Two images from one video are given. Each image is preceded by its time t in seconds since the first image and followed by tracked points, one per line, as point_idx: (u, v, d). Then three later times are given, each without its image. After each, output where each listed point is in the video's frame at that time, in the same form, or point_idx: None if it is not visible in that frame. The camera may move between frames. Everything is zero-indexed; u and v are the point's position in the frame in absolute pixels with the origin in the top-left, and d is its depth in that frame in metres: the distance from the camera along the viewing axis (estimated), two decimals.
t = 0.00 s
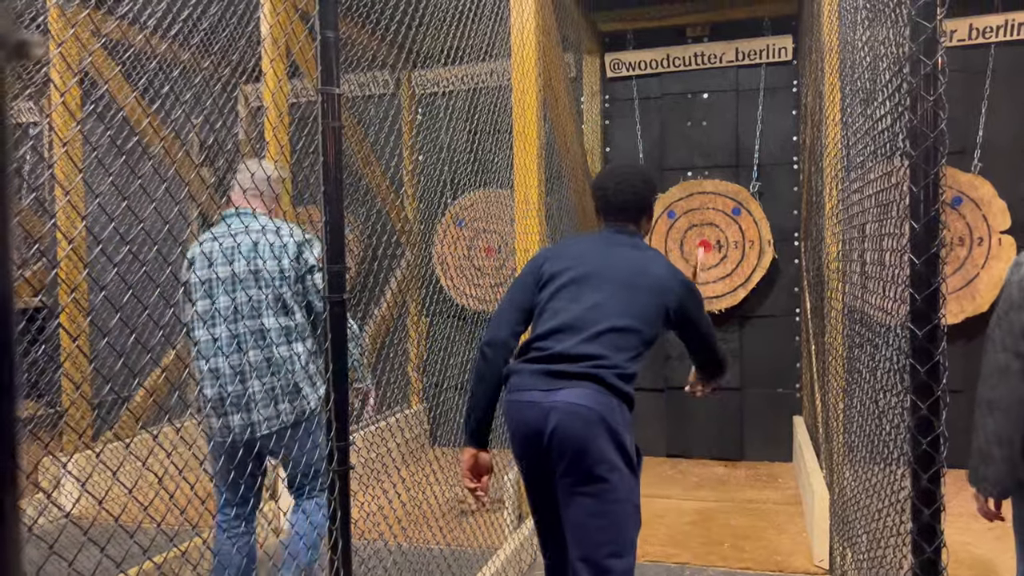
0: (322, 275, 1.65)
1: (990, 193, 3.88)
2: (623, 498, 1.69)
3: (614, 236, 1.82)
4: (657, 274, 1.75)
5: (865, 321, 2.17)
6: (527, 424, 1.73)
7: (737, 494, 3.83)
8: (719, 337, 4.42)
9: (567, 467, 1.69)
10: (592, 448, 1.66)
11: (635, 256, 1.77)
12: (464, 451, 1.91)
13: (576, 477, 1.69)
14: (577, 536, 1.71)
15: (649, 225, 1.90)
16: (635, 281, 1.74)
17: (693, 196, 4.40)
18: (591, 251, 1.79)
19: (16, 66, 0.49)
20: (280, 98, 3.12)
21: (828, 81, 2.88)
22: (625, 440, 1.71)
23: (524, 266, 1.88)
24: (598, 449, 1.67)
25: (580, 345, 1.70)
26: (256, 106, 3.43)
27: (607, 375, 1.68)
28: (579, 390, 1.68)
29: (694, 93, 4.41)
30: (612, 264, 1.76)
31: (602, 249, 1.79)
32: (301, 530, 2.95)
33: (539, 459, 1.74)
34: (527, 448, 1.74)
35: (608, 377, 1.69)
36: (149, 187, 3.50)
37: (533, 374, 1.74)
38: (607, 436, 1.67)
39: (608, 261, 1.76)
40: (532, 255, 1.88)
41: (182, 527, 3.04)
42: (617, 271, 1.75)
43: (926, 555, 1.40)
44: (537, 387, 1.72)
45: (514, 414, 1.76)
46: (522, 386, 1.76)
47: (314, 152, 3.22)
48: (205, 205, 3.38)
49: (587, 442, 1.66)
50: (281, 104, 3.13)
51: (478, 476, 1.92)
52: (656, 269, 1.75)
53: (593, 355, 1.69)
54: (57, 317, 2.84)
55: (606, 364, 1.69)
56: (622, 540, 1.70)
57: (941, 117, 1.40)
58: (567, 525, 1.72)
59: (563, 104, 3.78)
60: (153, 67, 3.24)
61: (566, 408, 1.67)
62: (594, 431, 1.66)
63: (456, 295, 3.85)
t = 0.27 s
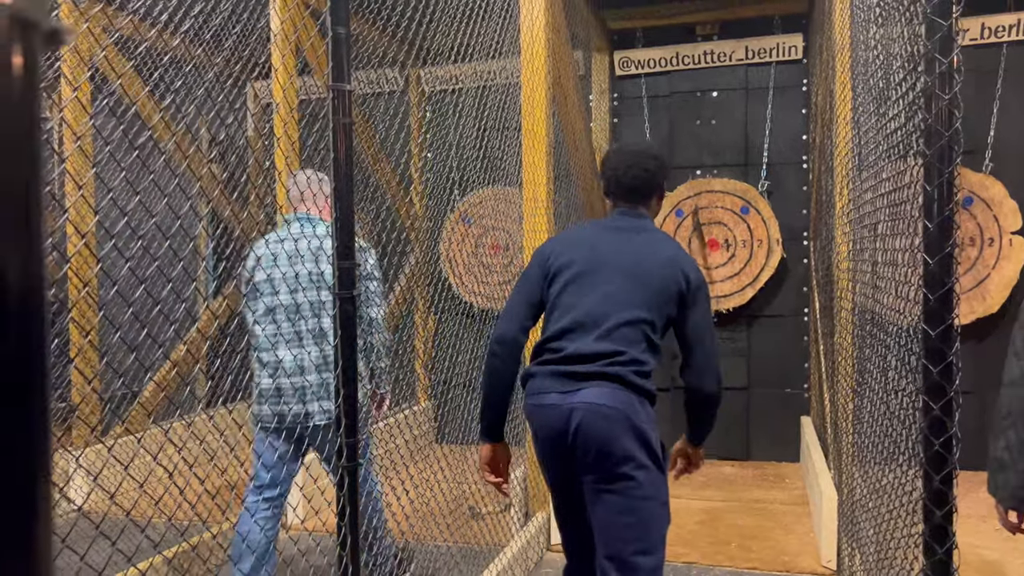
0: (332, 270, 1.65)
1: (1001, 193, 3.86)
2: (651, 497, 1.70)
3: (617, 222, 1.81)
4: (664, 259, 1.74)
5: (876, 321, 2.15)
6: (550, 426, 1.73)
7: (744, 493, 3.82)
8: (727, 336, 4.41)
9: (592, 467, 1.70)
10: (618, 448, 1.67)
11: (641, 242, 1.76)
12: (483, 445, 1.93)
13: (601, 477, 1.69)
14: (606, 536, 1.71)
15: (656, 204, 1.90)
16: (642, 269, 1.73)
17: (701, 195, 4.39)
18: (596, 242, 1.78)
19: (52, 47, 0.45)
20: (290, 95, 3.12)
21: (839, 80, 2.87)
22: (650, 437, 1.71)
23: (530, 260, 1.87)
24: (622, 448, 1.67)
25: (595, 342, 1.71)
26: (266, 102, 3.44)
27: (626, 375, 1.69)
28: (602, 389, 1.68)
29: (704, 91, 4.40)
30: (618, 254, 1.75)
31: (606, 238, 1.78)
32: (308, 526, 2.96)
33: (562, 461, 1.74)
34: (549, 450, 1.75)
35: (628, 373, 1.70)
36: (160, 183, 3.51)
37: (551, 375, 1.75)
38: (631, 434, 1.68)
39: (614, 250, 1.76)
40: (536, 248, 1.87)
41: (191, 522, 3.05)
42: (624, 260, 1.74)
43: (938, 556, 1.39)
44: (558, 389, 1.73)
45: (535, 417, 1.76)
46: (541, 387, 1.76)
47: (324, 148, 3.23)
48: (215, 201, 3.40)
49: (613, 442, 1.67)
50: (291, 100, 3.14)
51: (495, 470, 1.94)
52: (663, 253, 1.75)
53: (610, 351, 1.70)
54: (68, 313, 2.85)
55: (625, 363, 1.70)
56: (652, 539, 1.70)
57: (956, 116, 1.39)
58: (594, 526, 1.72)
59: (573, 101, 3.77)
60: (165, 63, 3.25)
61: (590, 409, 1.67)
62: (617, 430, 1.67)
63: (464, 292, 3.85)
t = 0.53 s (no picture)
0: (342, 266, 1.65)
1: (1013, 191, 3.83)
2: (682, 520, 1.66)
3: (620, 216, 1.74)
4: (673, 251, 1.66)
5: (888, 319, 2.14)
6: (574, 448, 1.68)
7: (753, 491, 3.81)
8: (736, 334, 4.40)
9: (621, 489, 1.65)
10: (647, 469, 1.63)
11: (647, 236, 1.69)
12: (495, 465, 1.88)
13: (631, 499, 1.65)
14: (636, 559, 1.67)
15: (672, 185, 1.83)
16: (651, 266, 1.66)
17: (711, 191, 4.39)
18: (601, 240, 1.72)
19: (74, 39, 0.44)
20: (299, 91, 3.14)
21: (850, 76, 2.85)
22: (680, 455, 1.66)
23: (536, 264, 1.81)
24: (651, 472, 1.63)
25: (613, 355, 1.66)
26: (275, 97, 3.46)
27: (644, 383, 1.64)
28: (627, 408, 1.63)
29: (714, 87, 4.38)
30: (626, 252, 1.68)
31: (612, 236, 1.71)
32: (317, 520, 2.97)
33: (587, 485, 1.69)
34: (574, 475, 1.70)
35: (651, 388, 1.64)
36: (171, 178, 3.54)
37: (572, 392, 1.70)
38: (661, 458, 1.63)
39: (621, 249, 1.69)
40: (541, 250, 1.81)
41: (202, 516, 3.07)
42: (632, 258, 1.68)
43: (950, 556, 1.38)
44: (579, 409, 1.68)
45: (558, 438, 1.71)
46: (562, 406, 1.71)
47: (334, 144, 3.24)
48: (225, 196, 3.42)
49: (642, 464, 1.63)
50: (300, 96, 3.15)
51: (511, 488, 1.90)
52: (672, 244, 1.67)
53: (629, 362, 1.65)
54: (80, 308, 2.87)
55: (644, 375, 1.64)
56: (685, 564, 1.67)
57: (971, 112, 1.38)
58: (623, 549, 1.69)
59: (582, 97, 3.77)
60: (175, 59, 3.27)
61: (617, 431, 1.63)
62: (644, 453, 1.62)
63: (472, 289, 3.85)
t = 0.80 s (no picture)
0: (343, 263, 1.65)
1: (1017, 186, 3.82)
2: (693, 517, 1.66)
3: (619, 199, 1.72)
4: (675, 233, 1.64)
5: (891, 315, 2.13)
6: (585, 446, 1.68)
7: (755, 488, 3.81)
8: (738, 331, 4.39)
9: (632, 486, 1.65)
10: (660, 464, 1.62)
11: (647, 219, 1.67)
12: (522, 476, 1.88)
13: (643, 495, 1.65)
14: (649, 558, 1.67)
15: (672, 161, 1.79)
16: (653, 250, 1.64)
17: (714, 187, 4.36)
18: (602, 227, 1.70)
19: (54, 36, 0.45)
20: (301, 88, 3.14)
21: (853, 71, 2.84)
22: (692, 447, 1.66)
23: (538, 255, 1.80)
24: (662, 468, 1.63)
25: (621, 347, 1.66)
26: (276, 94, 3.46)
27: (651, 372, 1.64)
28: (638, 403, 1.63)
29: (716, 83, 4.37)
30: (627, 238, 1.67)
31: (612, 222, 1.70)
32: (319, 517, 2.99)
33: (597, 482, 1.69)
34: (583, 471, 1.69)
35: (661, 380, 1.64)
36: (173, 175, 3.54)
37: (581, 387, 1.69)
38: (673, 454, 1.63)
39: (622, 235, 1.68)
40: (542, 241, 1.80)
41: (203, 512, 3.08)
42: (633, 243, 1.66)
43: (952, 551, 1.38)
44: (588, 405, 1.67)
45: (567, 437, 1.70)
46: (571, 402, 1.71)
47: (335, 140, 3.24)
48: (226, 193, 3.42)
49: (654, 460, 1.62)
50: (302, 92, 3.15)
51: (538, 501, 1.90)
52: (672, 226, 1.65)
53: (638, 354, 1.64)
54: (82, 305, 2.88)
55: (652, 366, 1.64)
56: (696, 562, 1.66)
57: (972, 107, 1.37)
58: (635, 548, 1.68)
59: (583, 94, 3.76)
60: (176, 57, 3.27)
61: (628, 427, 1.62)
62: (657, 448, 1.62)
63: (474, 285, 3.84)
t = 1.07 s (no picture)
0: (342, 261, 1.65)
1: (1017, 181, 3.81)
2: (691, 508, 1.67)
3: (618, 199, 1.71)
4: (675, 233, 1.64)
5: (891, 311, 2.13)
6: (587, 437, 1.68)
7: (756, 484, 3.81)
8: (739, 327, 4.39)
9: (632, 476, 1.65)
10: (661, 456, 1.63)
11: (647, 219, 1.66)
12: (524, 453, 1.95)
13: (644, 486, 1.65)
14: (645, 547, 1.67)
15: (664, 166, 1.79)
16: (654, 250, 1.64)
17: (714, 184, 4.36)
18: (602, 227, 1.69)
19: (45, 33, 0.45)
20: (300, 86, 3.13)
21: (852, 67, 2.83)
22: (692, 441, 1.67)
23: (537, 255, 1.79)
24: (664, 459, 1.63)
25: (624, 346, 1.65)
26: (275, 93, 3.46)
27: (653, 370, 1.64)
28: (641, 396, 1.63)
29: (716, 79, 4.37)
30: (628, 238, 1.66)
31: (612, 221, 1.69)
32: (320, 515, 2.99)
33: (599, 473, 1.69)
34: (585, 462, 1.70)
35: (663, 376, 1.64)
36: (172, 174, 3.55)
37: (583, 383, 1.69)
38: (674, 446, 1.64)
39: (622, 235, 1.67)
40: (541, 241, 1.79)
41: (204, 511, 3.08)
42: (634, 243, 1.65)
43: (952, 547, 1.38)
44: (591, 397, 1.67)
45: (569, 427, 1.71)
46: (573, 396, 1.71)
47: (334, 138, 3.24)
48: (226, 192, 3.43)
49: (656, 451, 1.63)
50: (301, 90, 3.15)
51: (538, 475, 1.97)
52: (673, 226, 1.64)
53: (640, 352, 1.64)
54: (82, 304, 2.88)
55: (655, 363, 1.64)
56: (691, 551, 1.68)
57: (971, 102, 1.37)
58: (632, 536, 1.69)
59: (583, 91, 3.76)
60: (174, 55, 3.27)
61: (631, 419, 1.63)
62: (658, 439, 1.63)
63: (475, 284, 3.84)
